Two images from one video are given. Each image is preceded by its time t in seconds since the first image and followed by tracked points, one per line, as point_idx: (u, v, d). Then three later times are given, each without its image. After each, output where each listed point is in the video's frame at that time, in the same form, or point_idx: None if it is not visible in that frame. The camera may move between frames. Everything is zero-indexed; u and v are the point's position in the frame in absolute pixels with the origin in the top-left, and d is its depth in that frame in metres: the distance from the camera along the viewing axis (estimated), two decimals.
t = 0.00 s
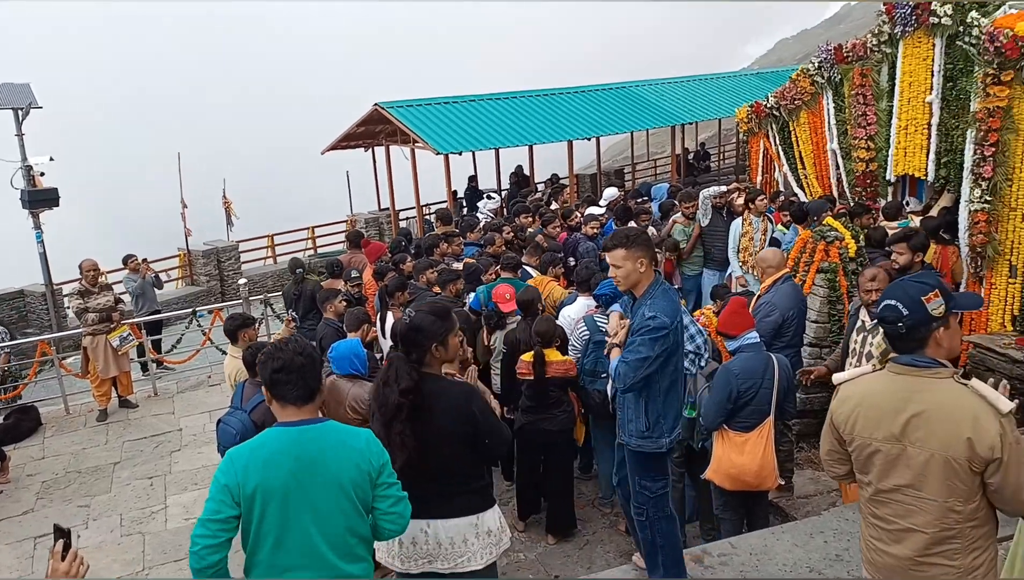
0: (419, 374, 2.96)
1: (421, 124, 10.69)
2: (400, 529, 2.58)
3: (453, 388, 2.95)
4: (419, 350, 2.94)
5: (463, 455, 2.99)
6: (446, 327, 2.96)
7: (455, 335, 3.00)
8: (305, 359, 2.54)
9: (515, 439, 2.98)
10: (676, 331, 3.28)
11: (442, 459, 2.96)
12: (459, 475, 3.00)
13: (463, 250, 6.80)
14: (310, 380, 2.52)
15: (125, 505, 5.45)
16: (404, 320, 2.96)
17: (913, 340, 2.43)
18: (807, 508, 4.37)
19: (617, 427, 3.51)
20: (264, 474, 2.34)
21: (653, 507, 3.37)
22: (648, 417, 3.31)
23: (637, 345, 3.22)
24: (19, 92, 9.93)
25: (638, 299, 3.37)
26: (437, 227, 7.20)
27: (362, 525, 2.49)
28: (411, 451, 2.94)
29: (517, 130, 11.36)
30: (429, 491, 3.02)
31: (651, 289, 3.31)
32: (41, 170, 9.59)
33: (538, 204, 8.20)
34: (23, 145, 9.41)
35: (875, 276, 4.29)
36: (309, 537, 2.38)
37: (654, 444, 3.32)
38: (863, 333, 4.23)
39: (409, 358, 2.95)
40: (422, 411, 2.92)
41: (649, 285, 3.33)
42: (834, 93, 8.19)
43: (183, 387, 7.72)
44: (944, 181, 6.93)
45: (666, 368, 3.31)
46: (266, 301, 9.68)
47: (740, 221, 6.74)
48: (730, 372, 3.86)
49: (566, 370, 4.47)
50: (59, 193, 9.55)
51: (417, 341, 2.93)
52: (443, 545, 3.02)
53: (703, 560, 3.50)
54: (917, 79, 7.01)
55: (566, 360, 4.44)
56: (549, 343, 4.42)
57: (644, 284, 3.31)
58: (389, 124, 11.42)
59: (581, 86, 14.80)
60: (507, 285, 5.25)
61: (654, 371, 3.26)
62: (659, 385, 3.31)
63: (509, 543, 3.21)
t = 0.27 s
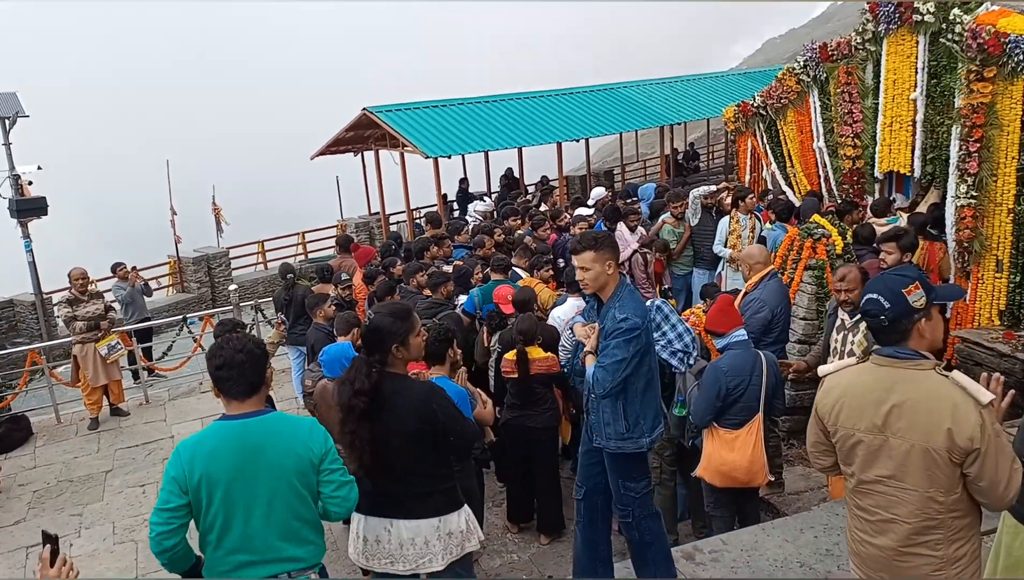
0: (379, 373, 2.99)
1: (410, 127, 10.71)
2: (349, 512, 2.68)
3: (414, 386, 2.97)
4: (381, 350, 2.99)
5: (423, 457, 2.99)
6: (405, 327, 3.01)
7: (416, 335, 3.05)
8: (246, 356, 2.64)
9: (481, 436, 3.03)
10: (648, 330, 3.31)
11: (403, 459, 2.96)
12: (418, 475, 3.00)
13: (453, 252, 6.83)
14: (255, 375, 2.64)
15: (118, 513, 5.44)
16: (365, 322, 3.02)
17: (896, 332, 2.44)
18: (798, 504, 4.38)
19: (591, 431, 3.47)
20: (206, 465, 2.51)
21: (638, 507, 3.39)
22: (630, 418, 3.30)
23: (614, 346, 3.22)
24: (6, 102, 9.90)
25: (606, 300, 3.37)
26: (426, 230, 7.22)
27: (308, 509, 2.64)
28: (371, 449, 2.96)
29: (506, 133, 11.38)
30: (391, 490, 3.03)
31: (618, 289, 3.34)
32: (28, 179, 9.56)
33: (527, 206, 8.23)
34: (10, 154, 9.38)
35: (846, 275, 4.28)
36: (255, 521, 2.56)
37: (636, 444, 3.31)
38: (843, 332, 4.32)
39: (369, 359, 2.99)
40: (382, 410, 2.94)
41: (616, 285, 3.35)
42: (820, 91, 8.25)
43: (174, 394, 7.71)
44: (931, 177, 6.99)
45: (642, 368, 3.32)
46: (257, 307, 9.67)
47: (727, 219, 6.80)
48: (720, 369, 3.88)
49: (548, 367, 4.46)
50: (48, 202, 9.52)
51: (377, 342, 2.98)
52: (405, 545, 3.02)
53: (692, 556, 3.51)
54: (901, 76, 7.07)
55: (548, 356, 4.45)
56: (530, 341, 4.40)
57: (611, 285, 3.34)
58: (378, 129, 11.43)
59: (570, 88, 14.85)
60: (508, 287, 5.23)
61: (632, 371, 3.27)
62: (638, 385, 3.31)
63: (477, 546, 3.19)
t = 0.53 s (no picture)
0: (363, 377, 2.99)
1: (399, 130, 10.70)
2: (297, 503, 2.80)
3: (398, 389, 2.95)
4: (365, 354, 3.00)
5: (411, 460, 2.97)
6: (387, 332, 3.01)
7: (399, 338, 3.05)
8: (193, 349, 2.84)
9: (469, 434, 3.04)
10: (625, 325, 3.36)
11: (388, 463, 2.95)
12: (402, 479, 2.98)
13: (443, 255, 6.82)
14: (209, 369, 2.85)
15: (110, 521, 5.40)
16: (349, 326, 3.03)
17: (887, 327, 2.46)
18: (792, 500, 4.40)
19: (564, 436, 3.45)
20: (163, 446, 2.79)
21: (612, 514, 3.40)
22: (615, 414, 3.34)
23: (607, 346, 3.19)
24: None
25: (578, 301, 3.35)
26: (416, 232, 7.21)
27: (259, 493, 2.84)
28: (356, 453, 2.95)
29: (495, 134, 11.38)
30: (377, 495, 3.00)
31: (589, 290, 3.34)
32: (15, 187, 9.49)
33: (517, 206, 8.23)
34: None
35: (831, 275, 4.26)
36: (208, 501, 2.79)
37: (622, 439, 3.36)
38: (829, 330, 4.32)
39: (353, 363, 3.00)
40: (367, 414, 2.93)
41: (583, 286, 3.35)
42: (807, 88, 8.28)
43: (166, 401, 7.67)
44: (919, 172, 7.04)
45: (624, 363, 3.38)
46: (247, 312, 9.63)
47: (717, 217, 6.82)
48: (712, 368, 3.87)
49: (531, 367, 4.49)
50: (35, 210, 9.45)
51: (362, 346, 3.00)
52: (390, 551, 2.99)
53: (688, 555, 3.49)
54: (887, 72, 7.10)
55: (530, 356, 4.47)
56: (512, 341, 4.40)
57: (579, 287, 3.33)
58: (367, 131, 11.40)
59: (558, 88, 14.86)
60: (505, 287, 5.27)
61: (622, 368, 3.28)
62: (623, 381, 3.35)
63: (460, 557, 3.16)
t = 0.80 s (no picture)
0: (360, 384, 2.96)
1: (384, 131, 10.65)
2: (278, 500, 2.88)
3: (396, 396, 2.91)
4: (362, 358, 2.96)
5: (410, 464, 2.94)
6: (382, 335, 2.97)
7: (395, 342, 3.01)
8: (180, 351, 2.87)
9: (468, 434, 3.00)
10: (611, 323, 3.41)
11: (383, 468, 2.91)
12: (398, 483, 2.94)
13: (431, 256, 6.79)
14: (192, 373, 2.88)
15: (99, 529, 5.31)
16: (344, 331, 2.99)
17: (878, 323, 2.45)
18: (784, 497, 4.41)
19: (558, 449, 3.39)
20: (151, 438, 2.85)
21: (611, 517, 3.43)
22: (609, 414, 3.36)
23: (612, 348, 3.19)
24: None
25: (562, 306, 3.30)
26: (403, 234, 7.17)
27: (243, 488, 2.92)
28: (354, 458, 2.91)
29: (480, 135, 11.35)
30: (374, 498, 2.98)
31: (572, 294, 3.30)
32: None
33: (504, 207, 8.21)
34: None
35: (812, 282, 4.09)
36: (193, 493, 2.86)
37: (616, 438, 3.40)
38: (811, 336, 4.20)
39: (351, 368, 2.97)
40: (366, 418, 2.91)
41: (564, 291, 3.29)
42: (790, 85, 8.33)
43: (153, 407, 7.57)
44: (902, 168, 7.11)
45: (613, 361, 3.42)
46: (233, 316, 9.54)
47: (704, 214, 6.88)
48: (698, 367, 3.86)
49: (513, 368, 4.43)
50: (17, 215, 9.31)
51: (359, 350, 2.96)
52: (387, 554, 2.96)
53: (682, 555, 3.47)
54: (870, 69, 7.15)
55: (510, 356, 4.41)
56: (492, 341, 4.37)
57: (560, 293, 3.27)
58: (352, 133, 11.33)
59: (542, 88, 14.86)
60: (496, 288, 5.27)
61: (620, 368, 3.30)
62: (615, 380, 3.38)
63: (456, 559, 3.14)
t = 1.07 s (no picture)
0: (357, 389, 2.91)
1: (367, 133, 10.59)
2: (249, 486, 2.99)
3: (395, 399, 2.87)
4: (359, 364, 2.94)
5: (405, 469, 2.90)
6: (378, 339, 2.96)
7: (391, 344, 3.00)
8: (151, 344, 2.95)
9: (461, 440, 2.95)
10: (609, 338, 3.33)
11: (376, 473, 2.88)
12: (391, 487, 2.90)
13: (415, 258, 6.75)
14: (164, 367, 2.96)
15: (82, 536, 5.22)
16: (339, 336, 2.95)
17: (864, 323, 2.45)
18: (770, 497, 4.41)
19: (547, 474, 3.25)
20: (128, 423, 2.94)
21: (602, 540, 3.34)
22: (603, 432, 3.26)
23: (618, 368, 3.09)
24: None
25: (560, 321, 3.18)
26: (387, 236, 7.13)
27: (216, 476, 3.01)
28: (352, 464, 2.86)
29: (464, 136, 11.32)
30: (365, 503, 2.94)
31: (568, 309, 3.19)
32: None
33: (488, 208, 8.18)
34: None
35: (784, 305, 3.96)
36: (166, 479, 2.94)
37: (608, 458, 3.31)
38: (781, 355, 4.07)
39: (348, 374, 2.92)
40: (364, 423, 2.87)
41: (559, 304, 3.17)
42: (772, 85, 8.37)
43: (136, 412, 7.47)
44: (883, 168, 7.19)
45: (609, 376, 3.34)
46: (216, 320, 9.44)
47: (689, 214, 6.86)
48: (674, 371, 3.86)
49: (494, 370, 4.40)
50: None
51: (357, 355, 2.93)
52: (374, 561, 2.92)
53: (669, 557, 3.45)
54: (852, 69, 7.19)
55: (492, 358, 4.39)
56: (474, 342, 4.38)
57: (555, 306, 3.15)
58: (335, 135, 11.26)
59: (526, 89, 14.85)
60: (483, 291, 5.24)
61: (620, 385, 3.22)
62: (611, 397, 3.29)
63: (440, 568, 3.10)
